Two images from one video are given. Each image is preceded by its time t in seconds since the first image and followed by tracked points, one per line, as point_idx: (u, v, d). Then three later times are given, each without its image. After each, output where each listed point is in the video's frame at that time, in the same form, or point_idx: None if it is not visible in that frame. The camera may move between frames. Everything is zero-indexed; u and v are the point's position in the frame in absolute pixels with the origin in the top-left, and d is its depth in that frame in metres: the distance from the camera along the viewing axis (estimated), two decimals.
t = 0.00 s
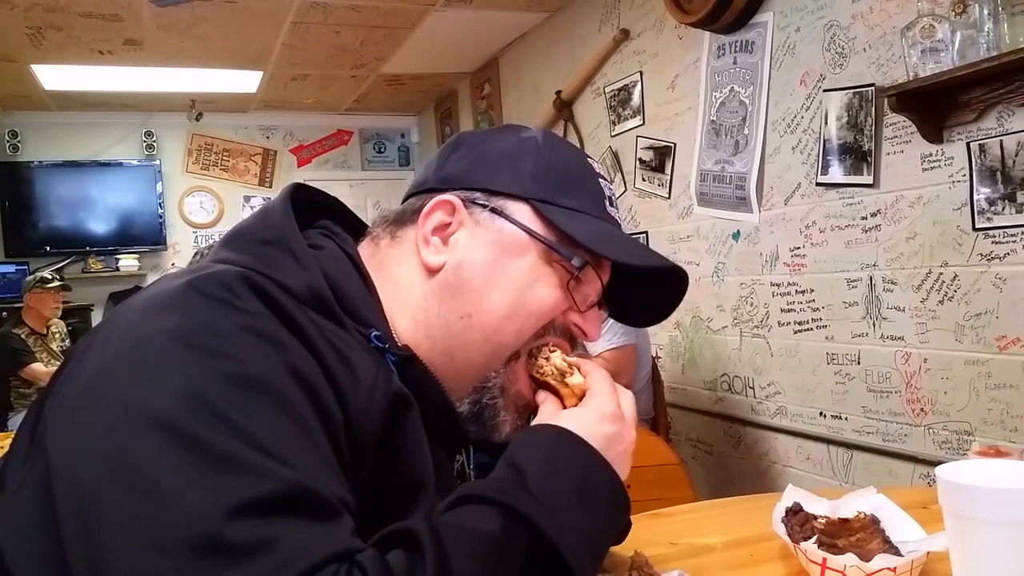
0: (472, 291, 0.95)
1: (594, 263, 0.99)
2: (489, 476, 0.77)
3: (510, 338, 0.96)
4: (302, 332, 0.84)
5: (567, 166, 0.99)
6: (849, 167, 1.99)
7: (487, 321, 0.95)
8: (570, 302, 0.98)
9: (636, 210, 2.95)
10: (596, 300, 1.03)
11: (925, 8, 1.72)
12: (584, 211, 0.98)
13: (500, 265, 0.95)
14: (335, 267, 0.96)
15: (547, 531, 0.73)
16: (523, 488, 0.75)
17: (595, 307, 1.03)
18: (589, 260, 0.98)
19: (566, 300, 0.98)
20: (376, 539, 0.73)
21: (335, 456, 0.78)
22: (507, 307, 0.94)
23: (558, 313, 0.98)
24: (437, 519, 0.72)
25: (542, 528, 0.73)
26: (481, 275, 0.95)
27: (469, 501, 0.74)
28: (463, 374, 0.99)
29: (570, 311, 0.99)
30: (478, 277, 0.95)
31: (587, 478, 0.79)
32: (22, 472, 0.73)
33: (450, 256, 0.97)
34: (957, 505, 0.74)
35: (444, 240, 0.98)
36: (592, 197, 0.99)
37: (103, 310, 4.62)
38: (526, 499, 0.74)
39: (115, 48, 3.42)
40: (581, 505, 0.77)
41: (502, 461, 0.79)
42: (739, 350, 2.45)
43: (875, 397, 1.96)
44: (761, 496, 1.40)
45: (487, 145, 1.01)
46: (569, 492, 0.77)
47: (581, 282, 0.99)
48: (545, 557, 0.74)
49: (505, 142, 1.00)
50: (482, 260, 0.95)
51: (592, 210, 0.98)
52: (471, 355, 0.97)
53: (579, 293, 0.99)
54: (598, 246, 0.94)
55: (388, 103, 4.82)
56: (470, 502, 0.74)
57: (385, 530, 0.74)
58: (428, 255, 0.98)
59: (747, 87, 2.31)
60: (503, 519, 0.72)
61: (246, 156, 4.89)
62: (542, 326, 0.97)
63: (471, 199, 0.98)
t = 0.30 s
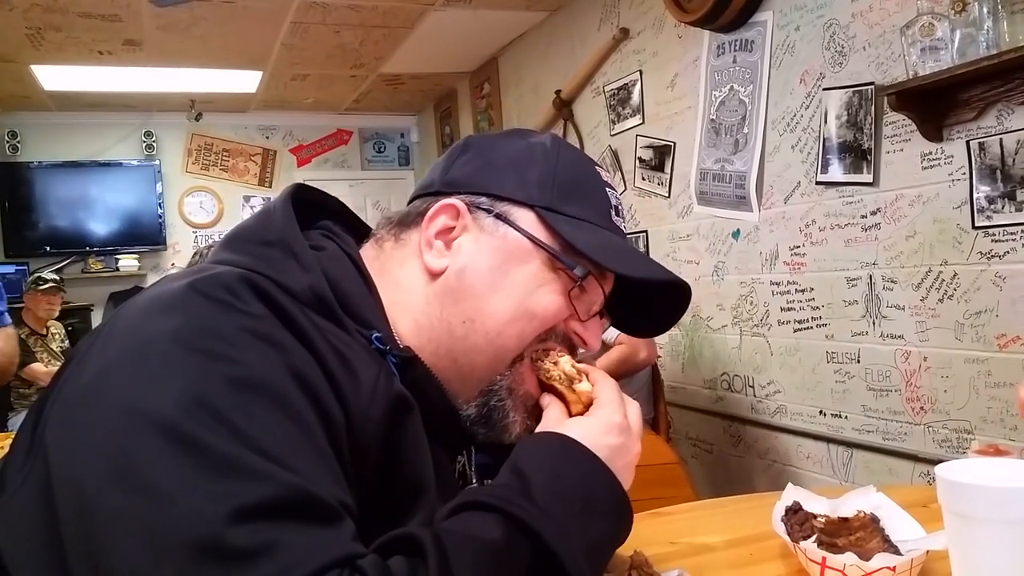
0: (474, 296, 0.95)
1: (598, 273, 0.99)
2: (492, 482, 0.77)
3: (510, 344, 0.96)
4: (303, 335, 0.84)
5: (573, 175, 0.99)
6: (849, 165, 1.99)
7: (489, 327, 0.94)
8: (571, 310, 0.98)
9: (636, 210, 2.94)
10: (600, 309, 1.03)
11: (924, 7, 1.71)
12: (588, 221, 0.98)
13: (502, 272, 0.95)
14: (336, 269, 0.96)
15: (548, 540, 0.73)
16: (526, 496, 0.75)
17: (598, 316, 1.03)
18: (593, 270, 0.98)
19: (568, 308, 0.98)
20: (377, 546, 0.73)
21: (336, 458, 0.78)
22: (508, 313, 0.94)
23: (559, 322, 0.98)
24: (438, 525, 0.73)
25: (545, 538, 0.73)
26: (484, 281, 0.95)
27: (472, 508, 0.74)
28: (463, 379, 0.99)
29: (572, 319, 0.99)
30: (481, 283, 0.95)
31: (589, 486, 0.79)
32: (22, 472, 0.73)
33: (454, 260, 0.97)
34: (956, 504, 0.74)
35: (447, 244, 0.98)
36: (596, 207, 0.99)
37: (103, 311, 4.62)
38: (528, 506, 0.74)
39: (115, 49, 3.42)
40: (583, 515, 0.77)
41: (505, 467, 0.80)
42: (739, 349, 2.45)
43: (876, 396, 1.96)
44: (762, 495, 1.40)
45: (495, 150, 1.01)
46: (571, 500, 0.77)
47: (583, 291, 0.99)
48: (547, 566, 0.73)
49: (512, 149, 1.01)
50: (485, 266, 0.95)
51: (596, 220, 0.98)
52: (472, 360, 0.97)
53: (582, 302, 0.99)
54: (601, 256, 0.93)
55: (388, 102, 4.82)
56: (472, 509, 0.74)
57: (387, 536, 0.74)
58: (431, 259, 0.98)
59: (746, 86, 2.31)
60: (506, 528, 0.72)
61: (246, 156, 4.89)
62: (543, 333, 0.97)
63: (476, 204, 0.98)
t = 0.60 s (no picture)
0: (474, 299, 0.95)
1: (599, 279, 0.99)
2: (492, 489, 0.78)
3: (510, 347, 0.96)
4: (303, 337, 0.84)
5: (576, 178, 0.98)
6: (847, 164, 1.99)
7: (489, 330, 0.95)
8: (572, 314, 0.98)
9: (634, 208, 2.95)
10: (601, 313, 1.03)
11: (923, 5, 1.71)
12: (590, 226, 0.98)
13: (503, 275, 0.95)
14: (335, 270, 0.96)
15: (545, 548, 0.73)
16: (525, 505, 0.76)
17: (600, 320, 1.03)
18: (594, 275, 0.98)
19: (569, 312, 0.98)
20: (374, 552, 0.73)
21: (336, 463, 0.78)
22: (509, 316, 0.94)
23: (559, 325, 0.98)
24: (437, 533, 0.73)
25: (544, 547, 0.73)
26: (484, 283, 0.95)
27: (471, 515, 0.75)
28: (462, 381, 0.99)
29: (572, 323, 0.99)
30: (481, 286, 0.95)
31: (588, 493, 0.79)
32: (20, 474, 0.73)
33: (454, 263, 0.97)
34: (955, 503, 0.74)
35: (448, 246, 0.98)
36: (598, 211, 0.99)
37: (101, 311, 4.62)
38: (527, 515, 0.74)
39: (112, 48, 3.41)
40: (582, 522, 0.77)
41: (505, 474, 0.80)
42: (738, 348, 2.45)
43: (874, 394, 1.97)
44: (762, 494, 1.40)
45: (497, 150, 1.01)
46: (569, 506, 0.77)
47: (584, 296, 0.99)
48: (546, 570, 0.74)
49: (514, 150, 1.00)
50: (486, 269, 0.95)
51: (597, 224, 0.98)
52: (472, 363, 0.97)
53: (583, 307, 0.99)
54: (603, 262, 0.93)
55: (386, 101, 4.81)
56: (472, 516, 0.74)
57: (385, 542, 0.74)
58: (431, 261, 0.98)
59: (745, 84, 2.31)
60: (504, 537, 0.72)
61: (244, 155, 4.88)
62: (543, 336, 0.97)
63: (477, 206, 0.98)
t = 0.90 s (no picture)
0: (479, 299, 0.95)
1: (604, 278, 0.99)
2: (491, 492, 0.78)
3: (517, 349, 0.96)
4: (307, 338, 0.84)
5: (580, 177, 0.98)
6: (849, 162, 1.99)
7: (494, 330, 0.95)
8: (578, 313, 0.98)
9: (636, 207, 2.95)
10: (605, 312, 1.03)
11: (925, 3, 1.71)
12: (594, 226, 0.98)
13: (508, 275, 0.95)
14: (338, 268, 0.96)
15: (545, 554, 0.73)
16: (525, 510, 0.76)
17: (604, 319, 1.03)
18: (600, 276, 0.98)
19: (574, 312, 0.98)
20: (376, 554, 0.73)
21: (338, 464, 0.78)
22: (514, 317, 0.94)
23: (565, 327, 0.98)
24: (438, 536, 0.73)
25: (542, 552, 0.73)
26: (489, 284, 0.95)
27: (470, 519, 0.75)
28: (467, 381, 1.00)
29: (577, 324, 0.99)
30: (486, 286, 0.95)
31: (589, 496, 0.79)
32: (21, 472, 0.73)
33: (459, 264, 0.97)
34: (956, 502, 0.74)
35: (451, 247, 0.98)
36: (603, 211, 0.99)
37: (103, 310, 4.62)
38: (525, 519, 0.74)
39: (114, 46, 3.41)
40: (582, 525, 0.77)
41: (506, 477, 0.80)
42: (739, 347, 2.45)
43: (876, 394, 1.97)
44: (763, 493, 1.40)
45: (500, 150, 1.01)
46: (569, 510, 0.77)
47: (588, 296, 0.99)
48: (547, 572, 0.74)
49: (517, 148, 1.00)
50: (491, 270, 0.95)
51: (602, 224, 0.98)
52: (478, 363, 0.97)
53: (588, 307, 0.99)
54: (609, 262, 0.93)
55: (388, 99, 4.81)
56: (474, 520, 0.75)
57: (385, 545, 0.74)
58: (435, 261, 0.98)
59: (747, 83, 2.30)
60: (504, 542, 0.72)
61: (245, 153, 4.88)
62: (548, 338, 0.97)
63: (480, 206, 0.98)
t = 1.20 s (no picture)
0: (479, 299, 0.95)
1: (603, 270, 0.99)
2: (482, 493, 0.78)
3: (519, 348, 0.96)
4: (306, 337, 0.84)
5: (573, 170, 0.98)
6: (850, 163, 1.99)
7: (495, 330, 0.95)
8: (577, 308, 0.98)
9: (637, 208, 2.95)
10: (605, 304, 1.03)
11: (926, 4, 1.71)
12: (590, 219, 0.98)
13: (507, 274, 0.95)
14: (338, 266, 0.97)
15: (533, 555, 0.74)
16: (515, 512, 0.76)
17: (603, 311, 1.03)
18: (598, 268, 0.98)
19: (573, 306, 0.98)
20: (372, 552, 0.73)
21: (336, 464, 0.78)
22: (515, 316, 0.95)
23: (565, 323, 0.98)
24: (436, 538, 0.73)
25: (531, 555, 0.73)
26: (489, 284, 0.95)
27: (462, 520, 0.75)
28: (470, 382, 1.00)
29: (578, 319, 0.99)
30: (485, 286, 0.95)
31: (581, 498, 0.79)
32: (22, 473, 0.73)
33: (458, 264, 0.97)
34: (958, 503, 0.74)
35: (448, 247, 0.98)
36: (598, 201, 0.99)
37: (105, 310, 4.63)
38: (515, 521, 0.75)
39: (116, 47, 3.42)
40: (573, 528, 0.77)
41: (497, 477, 0.80)
42: (741, 348, 2.45)
43: (878, 394, 1.96)
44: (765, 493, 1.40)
45: (491, 146, 1.01)
46: (560, 511, 0.77)
47: (588, 290, 0.99)
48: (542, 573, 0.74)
49: (509, 144, 1.00)
50: (489, 269, 0.96)
51: (598, 216, 0.98)
52: (480, 364, 0.98)
53: (588, 300, 0.99)
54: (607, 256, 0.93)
55: (389, 101, 4.82)
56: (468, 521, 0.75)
57: (380, 543, 0.74)
58: (432, 262, 0.98)
59: (748, 83, 2.30)
60: (497, 544, 0.72)
61: (247, 154, 4.89)
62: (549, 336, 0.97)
63: (475, 204, 0.98)
